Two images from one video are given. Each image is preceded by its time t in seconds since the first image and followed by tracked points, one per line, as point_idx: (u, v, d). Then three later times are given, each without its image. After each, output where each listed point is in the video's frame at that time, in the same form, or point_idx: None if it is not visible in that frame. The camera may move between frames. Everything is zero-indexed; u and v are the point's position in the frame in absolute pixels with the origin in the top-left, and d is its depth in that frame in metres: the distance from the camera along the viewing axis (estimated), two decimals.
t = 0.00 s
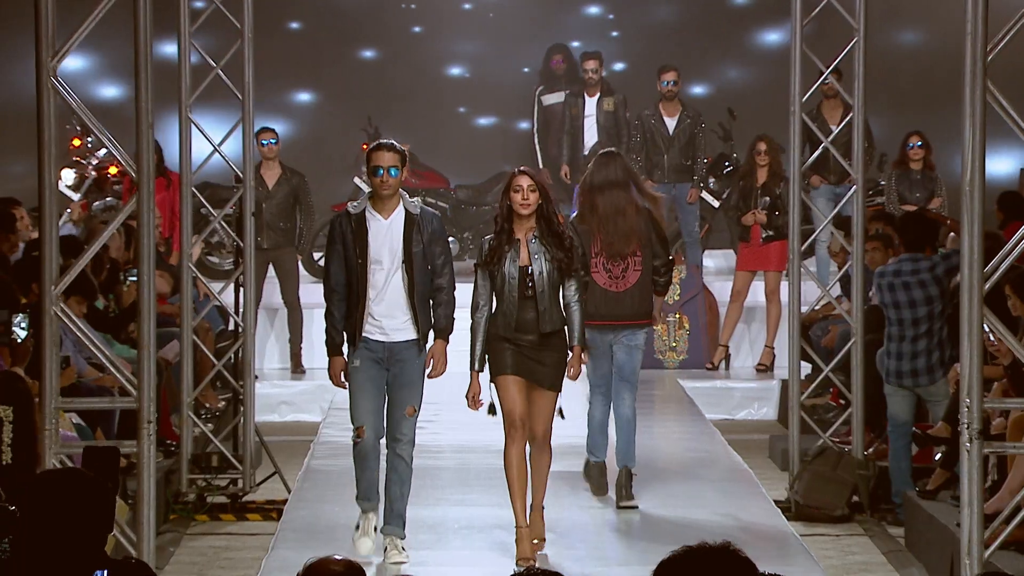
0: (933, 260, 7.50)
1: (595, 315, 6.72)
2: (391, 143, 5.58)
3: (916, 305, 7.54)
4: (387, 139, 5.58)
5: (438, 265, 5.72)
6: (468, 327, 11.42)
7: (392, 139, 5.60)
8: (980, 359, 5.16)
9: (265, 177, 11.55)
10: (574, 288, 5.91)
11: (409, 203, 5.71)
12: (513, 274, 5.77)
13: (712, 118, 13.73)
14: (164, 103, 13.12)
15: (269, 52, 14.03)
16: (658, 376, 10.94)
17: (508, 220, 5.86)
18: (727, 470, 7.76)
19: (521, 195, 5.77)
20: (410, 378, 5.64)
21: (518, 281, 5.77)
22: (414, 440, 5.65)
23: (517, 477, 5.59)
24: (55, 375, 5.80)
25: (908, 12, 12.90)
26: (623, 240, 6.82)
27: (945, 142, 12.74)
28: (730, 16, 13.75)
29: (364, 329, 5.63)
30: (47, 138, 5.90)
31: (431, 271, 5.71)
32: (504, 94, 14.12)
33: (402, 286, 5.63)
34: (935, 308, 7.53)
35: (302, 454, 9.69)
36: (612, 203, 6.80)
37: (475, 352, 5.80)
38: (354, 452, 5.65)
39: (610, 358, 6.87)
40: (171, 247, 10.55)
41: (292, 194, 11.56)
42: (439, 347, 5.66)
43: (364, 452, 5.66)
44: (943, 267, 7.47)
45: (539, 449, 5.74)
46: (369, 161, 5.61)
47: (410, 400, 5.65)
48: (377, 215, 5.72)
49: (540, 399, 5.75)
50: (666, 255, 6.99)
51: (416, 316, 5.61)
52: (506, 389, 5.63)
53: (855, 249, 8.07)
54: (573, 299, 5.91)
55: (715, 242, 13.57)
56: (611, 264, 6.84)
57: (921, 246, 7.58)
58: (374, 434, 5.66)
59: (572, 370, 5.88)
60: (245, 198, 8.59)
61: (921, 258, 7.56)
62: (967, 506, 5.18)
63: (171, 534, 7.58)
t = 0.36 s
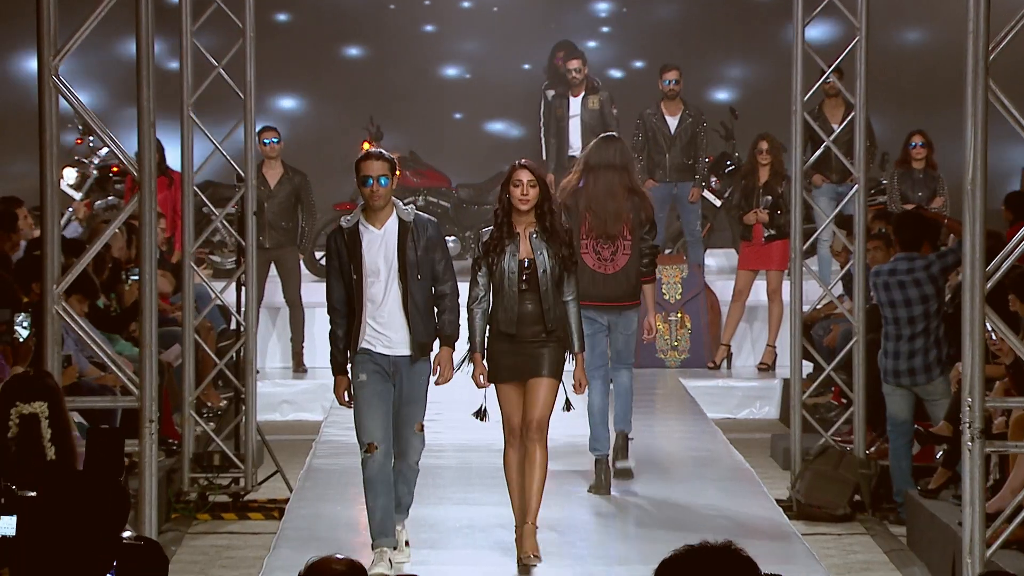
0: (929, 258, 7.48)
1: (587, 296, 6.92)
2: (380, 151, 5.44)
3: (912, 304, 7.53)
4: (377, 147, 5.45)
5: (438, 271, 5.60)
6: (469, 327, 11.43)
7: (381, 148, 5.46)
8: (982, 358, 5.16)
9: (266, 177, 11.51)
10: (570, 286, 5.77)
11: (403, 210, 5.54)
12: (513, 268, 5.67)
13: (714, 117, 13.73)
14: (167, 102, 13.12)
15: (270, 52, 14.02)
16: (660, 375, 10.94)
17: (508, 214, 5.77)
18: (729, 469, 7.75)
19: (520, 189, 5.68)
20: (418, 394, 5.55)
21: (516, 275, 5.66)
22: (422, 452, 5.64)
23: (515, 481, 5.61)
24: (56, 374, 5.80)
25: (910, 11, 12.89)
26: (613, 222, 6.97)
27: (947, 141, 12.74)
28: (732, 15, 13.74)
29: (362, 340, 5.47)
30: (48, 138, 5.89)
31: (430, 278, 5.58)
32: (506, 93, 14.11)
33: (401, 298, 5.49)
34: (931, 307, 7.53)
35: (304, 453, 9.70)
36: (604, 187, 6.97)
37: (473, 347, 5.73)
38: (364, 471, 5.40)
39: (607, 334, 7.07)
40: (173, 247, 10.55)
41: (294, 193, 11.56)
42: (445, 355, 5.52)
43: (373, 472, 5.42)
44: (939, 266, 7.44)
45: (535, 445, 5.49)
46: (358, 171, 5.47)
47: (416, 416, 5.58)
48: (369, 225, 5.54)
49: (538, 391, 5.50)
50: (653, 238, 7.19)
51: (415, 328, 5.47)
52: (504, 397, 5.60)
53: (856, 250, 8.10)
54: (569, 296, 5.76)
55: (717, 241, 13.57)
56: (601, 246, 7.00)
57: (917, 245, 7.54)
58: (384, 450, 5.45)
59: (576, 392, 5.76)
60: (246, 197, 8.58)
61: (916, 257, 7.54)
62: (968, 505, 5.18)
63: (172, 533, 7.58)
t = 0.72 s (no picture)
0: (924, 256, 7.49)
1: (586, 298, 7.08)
2: (387, 142, 5.42)
3: (906, 302, 7.54)
4: (383, 139, 5.42)
5: (436, 267, 5.58)
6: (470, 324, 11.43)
7: (387, 140, 5.44)
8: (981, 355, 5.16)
9: (265, 174, 11.49)
10: (570, 291, 5.69)
11: (405, 203, 5.53)
12: (509, 269, 5.63)
13: (714, 113, 13.73)
14: (166, 98, 13.11)
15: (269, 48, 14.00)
16: (659, 372, 10.95)
17: (508, 213, 5.73)
18: (729, 466, 7.75)
19: (522, 188, 5.67)
20: (413, 378, 5.43)
21: (511, 276, 5.63)
22: (419, 438, 5.42)
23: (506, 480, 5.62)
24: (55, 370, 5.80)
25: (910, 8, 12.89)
26: (611, 229, 7.17)
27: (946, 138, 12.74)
28: (732, 12, 13.74)
29: (360, 342, 5.44)
30: (48, 135, 5.89)
31: (428, 275, 5.57)
32: (505, 90, 14.10)
33: (400, 292, 5.47)
34: (925, 304, 7.53)
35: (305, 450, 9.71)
36: (607, 192, 7.18)
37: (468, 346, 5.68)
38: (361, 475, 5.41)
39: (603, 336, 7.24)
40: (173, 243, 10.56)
41: (293, 190, 11.54)
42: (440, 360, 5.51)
43: (370, 474, 5.42)
44: (933, 264, 7.45)
45: (531, 455, 5.44)
46: (363, 163, 5.45)
47: (412, 394, 5.43)
48: (373, 217, 5.53)
49: (534, 398, 5.49)
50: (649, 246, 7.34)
51: (414, 321, 5.44)
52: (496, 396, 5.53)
53: (855, 247, 8.08)
54: (568, 300, 5.69)
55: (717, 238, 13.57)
56: (597, 252, 7.17)
57: (912, 242, 7.55)
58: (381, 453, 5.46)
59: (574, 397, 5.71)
60: (246, 194, 8.58)
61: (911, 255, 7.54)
62: (968, 502, 5.18)
63: (172, 529, 7.59)
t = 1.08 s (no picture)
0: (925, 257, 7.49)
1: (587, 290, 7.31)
2: (404, 145, 5.33)
3: (908, 302, 7.53)
4: (400, 142, 5.34)
5: (445, 279, 5.44)
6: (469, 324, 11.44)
7: (404, 142, 5.35)
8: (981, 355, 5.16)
9: (265, 174, 11.49)
10: (575, 299, 5.64)
11: (420, 210, 5.42)
12: (512, 286, 5.54)
13: (714, 113, 13.74)
14: (166, 98, 13.11)
15: (270, 48, 14.00)
16: (659, 372, 10.95)
17: (508, 229, 5.65)
18: (729, 466, 7.76)
19: (521, 204, 5.60)
20: (420, 393, 5.33)
21: (515, 292, 5.55)
22: (422, 458, 5.31)
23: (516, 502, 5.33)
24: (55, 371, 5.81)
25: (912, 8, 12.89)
26: (610, 219, 7.30)
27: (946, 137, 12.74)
28: (733, 12, 13.74)
29: (369, 350, 5.33)
30: (48, 134, 5.89)
31: (437, 287, 5.44)
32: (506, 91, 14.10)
33: (411, 300, 5.35)
34: (927, 304, 7.53)
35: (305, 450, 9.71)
36: (601, 186, 7.23)
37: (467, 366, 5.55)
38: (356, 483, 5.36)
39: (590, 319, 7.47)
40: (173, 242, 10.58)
41: (293, 190, 11.55)
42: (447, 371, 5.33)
43: (365, 484, 5.37)
44: (935, 264, 7.46)
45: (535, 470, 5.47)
46: (379, 164, 5.36)
47: (417, 414, 5.33)
48: (385, 220, 5.43)
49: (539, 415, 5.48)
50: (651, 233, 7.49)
51: (425, 331, 5.33)
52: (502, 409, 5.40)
53: (856, 247, 8.08)
54: (574, 311, 5.61)
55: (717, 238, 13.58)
56: (598, 243, 7.34)
57: (912, 242, 7.56)
58: (377, 462, 5.38)
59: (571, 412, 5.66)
60: (246, 193, 8.58)
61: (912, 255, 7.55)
62: (968, 502, 5.18)
63: (172, 529, 7.59)
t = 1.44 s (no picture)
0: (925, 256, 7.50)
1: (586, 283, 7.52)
2: (396, 151, 5.22)
3: (908, 301, 7.53)
4: (392, 148, 5.23)
5: (449, 281, 5.34)
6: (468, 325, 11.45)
7: (396, 148, 5.25)
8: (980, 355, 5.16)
9: (265, 174, 11.48)
10: (579, 292, 5.45)
11: (416, 215, 5.27)
12: (518, 275, 5.41)
13: (714, 113, 13.73)
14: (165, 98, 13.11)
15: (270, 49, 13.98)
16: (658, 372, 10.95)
17: (513, 218, 5.50)
18: (728, 466, 7.76)
19: (524, 192, 5.43)
20: (419, 408, 5.25)
21: (522, 281, 5.40)
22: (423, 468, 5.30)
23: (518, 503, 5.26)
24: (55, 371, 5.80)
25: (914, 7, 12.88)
26: (599, 212, 7.59)
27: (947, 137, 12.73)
28: (734, 12, 13.73)
29: (368, 355, 5.23)
30: (48, 135, 5.88)
31: (441, 290, 5.32)
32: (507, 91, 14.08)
33: (411, 308, 5.22)
34: (927, 304, 7.53)
35: (304, 450, 9.71)
36: (586, 181, 7.58)
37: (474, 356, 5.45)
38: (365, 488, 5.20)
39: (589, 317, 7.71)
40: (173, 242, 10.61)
41: (293, 190, 11.55)
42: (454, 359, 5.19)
43: (374, 489, 5.21)
44: (934, 263, 7.47)
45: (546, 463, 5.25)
46: (372, 173, 5.25)
47: (420, 431, 5.27)
48: (382, 230, 5.29)
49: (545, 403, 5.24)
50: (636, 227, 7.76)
51: (425, 340, 5.22)
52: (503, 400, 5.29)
53: (856, 247, 8.06)
54: (578, 304, 5.45)
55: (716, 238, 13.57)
56: (589, 235, 7.59)
57: (912, 242, 7.56)
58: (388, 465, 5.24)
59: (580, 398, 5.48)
60: (246, 193, 8.57)
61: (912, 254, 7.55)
62: (968, 502, 5.18)
63: (172, 530, 7.58)
